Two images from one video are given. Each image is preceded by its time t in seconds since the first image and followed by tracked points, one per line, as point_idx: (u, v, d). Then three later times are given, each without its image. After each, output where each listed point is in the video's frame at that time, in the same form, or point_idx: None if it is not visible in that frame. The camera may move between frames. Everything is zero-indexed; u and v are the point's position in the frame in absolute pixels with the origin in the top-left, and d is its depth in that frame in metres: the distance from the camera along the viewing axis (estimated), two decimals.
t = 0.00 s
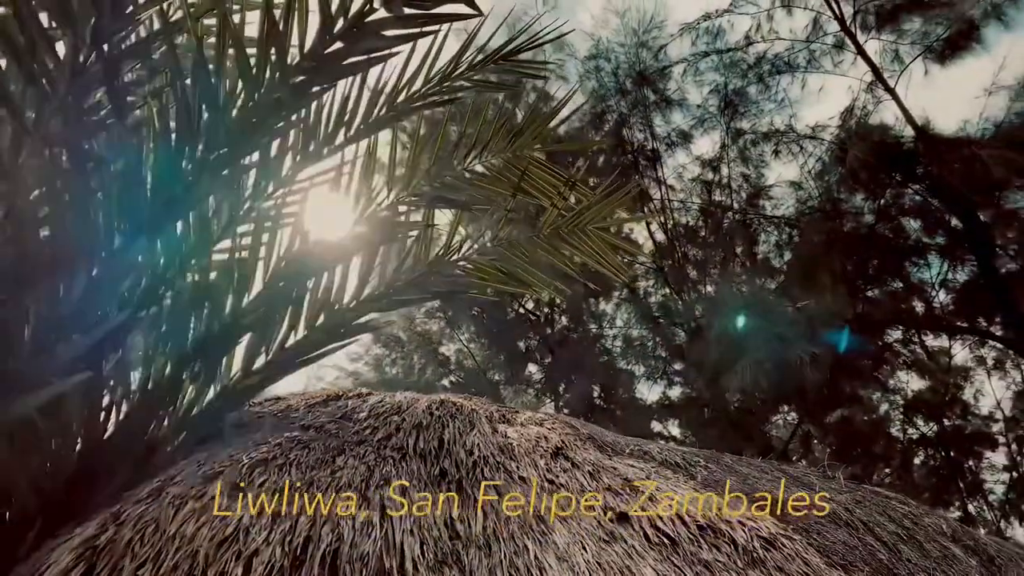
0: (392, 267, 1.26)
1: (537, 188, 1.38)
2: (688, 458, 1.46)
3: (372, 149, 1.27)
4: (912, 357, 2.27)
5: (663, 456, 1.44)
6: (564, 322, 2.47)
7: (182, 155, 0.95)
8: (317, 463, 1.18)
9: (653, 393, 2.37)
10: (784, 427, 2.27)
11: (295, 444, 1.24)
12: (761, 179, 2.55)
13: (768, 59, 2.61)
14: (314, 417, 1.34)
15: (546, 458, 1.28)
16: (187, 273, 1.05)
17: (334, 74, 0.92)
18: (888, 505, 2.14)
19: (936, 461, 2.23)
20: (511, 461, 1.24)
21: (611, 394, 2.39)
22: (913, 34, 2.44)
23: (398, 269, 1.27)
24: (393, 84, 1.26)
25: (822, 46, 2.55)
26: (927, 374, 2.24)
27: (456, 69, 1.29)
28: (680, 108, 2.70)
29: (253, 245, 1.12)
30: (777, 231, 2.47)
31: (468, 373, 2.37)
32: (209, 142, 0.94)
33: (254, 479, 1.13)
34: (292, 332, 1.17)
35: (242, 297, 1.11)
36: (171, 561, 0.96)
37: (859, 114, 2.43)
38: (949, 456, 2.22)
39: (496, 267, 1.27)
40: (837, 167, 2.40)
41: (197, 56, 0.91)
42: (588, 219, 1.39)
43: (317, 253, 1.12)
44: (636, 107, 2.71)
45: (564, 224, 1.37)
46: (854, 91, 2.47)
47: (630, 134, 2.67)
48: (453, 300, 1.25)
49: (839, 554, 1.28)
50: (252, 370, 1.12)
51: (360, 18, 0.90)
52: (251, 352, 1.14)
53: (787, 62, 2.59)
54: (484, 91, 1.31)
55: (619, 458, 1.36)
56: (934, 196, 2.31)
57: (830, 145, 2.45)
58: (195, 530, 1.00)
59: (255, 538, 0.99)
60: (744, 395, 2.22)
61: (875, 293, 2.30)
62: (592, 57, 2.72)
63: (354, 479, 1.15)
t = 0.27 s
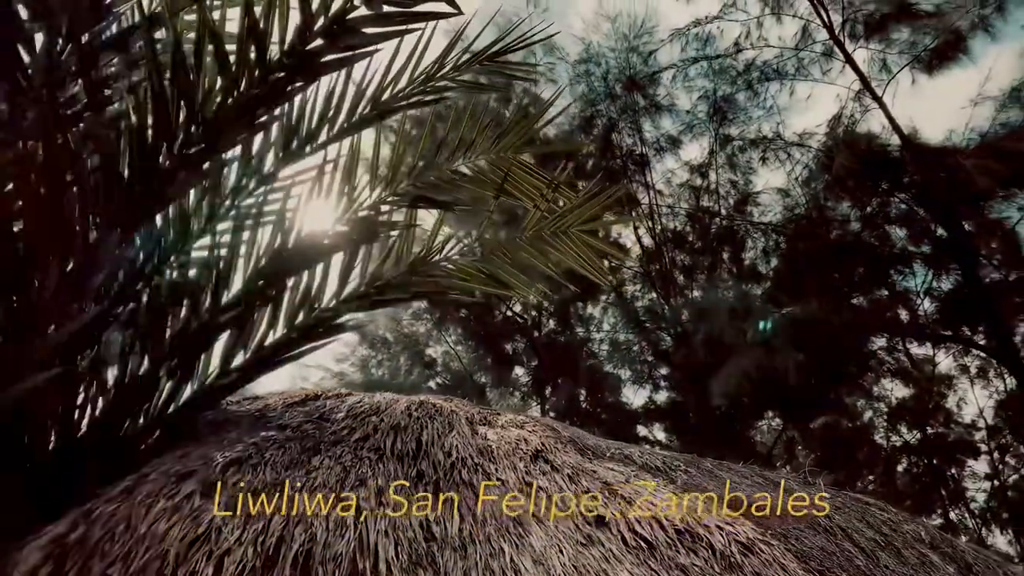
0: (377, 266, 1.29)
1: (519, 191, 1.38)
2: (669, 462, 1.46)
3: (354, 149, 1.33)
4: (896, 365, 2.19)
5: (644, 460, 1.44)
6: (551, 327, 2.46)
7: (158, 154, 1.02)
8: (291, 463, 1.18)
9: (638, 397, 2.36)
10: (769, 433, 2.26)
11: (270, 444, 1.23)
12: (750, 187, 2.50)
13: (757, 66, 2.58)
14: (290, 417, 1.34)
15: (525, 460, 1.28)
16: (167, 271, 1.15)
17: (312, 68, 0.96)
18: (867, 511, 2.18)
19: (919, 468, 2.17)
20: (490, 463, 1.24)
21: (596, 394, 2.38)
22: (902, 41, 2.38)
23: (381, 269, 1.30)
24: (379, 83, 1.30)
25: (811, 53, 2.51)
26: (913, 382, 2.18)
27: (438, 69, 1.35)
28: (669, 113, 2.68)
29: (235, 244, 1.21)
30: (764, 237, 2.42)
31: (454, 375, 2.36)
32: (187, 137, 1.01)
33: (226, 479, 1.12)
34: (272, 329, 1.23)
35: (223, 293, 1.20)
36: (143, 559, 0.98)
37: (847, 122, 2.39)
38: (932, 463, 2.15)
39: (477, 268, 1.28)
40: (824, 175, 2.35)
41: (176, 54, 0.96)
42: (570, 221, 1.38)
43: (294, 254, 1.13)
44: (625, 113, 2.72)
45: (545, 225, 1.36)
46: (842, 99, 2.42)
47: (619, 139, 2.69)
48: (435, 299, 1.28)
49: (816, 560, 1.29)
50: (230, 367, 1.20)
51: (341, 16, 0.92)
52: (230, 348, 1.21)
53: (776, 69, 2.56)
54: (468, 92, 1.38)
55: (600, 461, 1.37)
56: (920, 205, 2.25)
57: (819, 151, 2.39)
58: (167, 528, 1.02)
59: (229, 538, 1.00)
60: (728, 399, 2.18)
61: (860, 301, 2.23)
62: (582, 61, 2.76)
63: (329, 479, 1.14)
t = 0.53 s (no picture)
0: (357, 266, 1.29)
1: (501, 193, 1.38)
2: (648, 467, 1.47)
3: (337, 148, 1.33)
4: (880, 373, 2.17)
5: (624, 464, 1.45)
6: (538, 330, 2.46)
7: (134, 147, 1.03)
8: (266, 462, 1.17)
9: (623, 402, 2.33)
10: (752, 439, 2.23)
11: (244, 444, 1.22)
12: (738, 194, 2.50)
13: (745, 74, 2.58)
14: (266, 417, 1.33)
15: (504, 463, 1.28)
16: (145, 267, 1.16)
17: (291, 66, 0.97)
18: (846, 518, 2.16)
19: (902, 476, 2.11)
20: (467, 466, 1.24)
21: (581, 397, 2.37)
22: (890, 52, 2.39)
23: (362, 268, 1.30)
24: (363, 82, 1.30)
25: (800, 61, 2.52)
26: (896, 390, 2.14)
27: (422, 69, 1.36)
28: (658, 119, 2.69)
29: (213, 243, 1.21)
30: (751, 244, 2.41)
31: (439, 377, 2.35)
32: (165, 132, 1.01)
33: (199, 478, 1.11)
34: (251, 328, 1.23)
35: (201, 293, 1.22)
36: (111, 558, 0.97)
37: (834, 130, 2.38)
38: (915, 471, 2.09)
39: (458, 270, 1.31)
40: (810, 182, 2.35)
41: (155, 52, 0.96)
42: (551, 225, 1.38)
43: (274, 254, 1.15)
44: (614, 118, 2.71)
45: (528, 229, 1.36)
46: (830, 108, 2.42)
47: (608, 144, 2.69)
48: (416, 301, 1.30)
49: (793, 567, 1.29)
50: (207, 365, 1.23)
51: (321, 15, 0.92)
52: (206, 349, 1.22)
53: (765, 77, 2.56)
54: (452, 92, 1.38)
55: (579, 464, 1.37)
56: (906, 214, 2.25)
57: (807, 157, 2.39)
58: (135, 528, 1.01)
59: (199, 538, 0.99)
60: (711, 405, 2.20)
61: (844, 308, 2.23)
62: (572, 64, 2.76)
63: (303, 479, 1.13)
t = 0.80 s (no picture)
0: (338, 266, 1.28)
1: (485, 195, 1.39)
2: (628, 471, 1.48)
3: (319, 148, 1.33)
4: (863, 381, 2.18)
5: (604, 468, 1.47)
6: (523, 333, 2.44)
7: (113, 143, 1.01)
8: (242, 462, 1.16)
9: (609, 407, 2.33)
10: (735, 444, 2.23)
11: (221, 442, 1.21)
12: (725, 199, 2.52)
13: (733, 81, 2.59)
14: (244, 416, 1.33)
15: (483, 466, 1.29)
16: (124, 262, 1.14)
17: (271, 64, 0.99)
18: (823, 525, 2.20)
19: (883, 483, 2.14)
20: (446, 469, 1.24)
21: (565, 401, 2.35)
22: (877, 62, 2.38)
23: (342, 269, 1.29)
24: (348, 82, 1.30)
25: (788, 69, 2.53)
26: (879, 398, 2.17)
27: (408, 69, 1.34)
28: (646, 124, 2.69)
29: (194, 239, 1.21)
30: (737, 250, 2.42)
31: (424, 379, 2.33)
32: (144, 127, 1.00)
33: (173, 477, 1.10)
34: (229, 327, 1.23)
35: (178, 290, 1.21)
36: (82, 557, 0.95)
37: (820, 138, 2.39)
38: (896, 479, 2.13)
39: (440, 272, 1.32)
40: (795, 190, 2.37)
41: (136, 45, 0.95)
42: (534, 229, 1.38)
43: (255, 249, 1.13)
44: (602, 123, 2.71)
45: (510, 232, 1.36)
46: (817, 116, 2.43)
47: (596, 148, 2.69)
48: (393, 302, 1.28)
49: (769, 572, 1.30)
50: (186, 363, 1.22)
51: (303, 13, 0.96)
52: (183, 349, 1.22)
53: (753, 84, 2.57)
54: (436, 92, 1.38)
55: (558, 468, 1.38)
56: (890, 223, 2.28)
57: (793, 164, 2.39)
58: (108, 527, 0.99)
59: (172, 537, 0.98)
60: (694, 411, 2.22)
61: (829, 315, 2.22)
62: (562, 68, 2.75)
63: (279, 480, 1.13)
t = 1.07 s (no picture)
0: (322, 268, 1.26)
1: (472, 197, 1.40)
2: (611, 475, 1.50)
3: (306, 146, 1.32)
4: (848, 388, 2.18)
5: (587, 471, 1.49)
6: (510, 335, 2.46)
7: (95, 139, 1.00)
8: (221, 461, 1.15)
9: (594, 411, 2.34)
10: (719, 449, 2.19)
11: (200, 441, 1.20)
12: (713, 205, 2.53)
13: (723, 87, 2.61)
14: (225, 415, 1.32)
15: (466, 469, 1.29)
16: (105, 259, 1.11)
17: (255, 60, 0.98)
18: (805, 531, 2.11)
19: (866, 490, 2.12)
20: (427, 471, 1.23)
21: (551, 403, 2.36)
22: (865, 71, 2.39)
23: (326, 271, 1.27)
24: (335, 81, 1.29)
25: (776, 77, 2.54)
26: (864, 405, 2.16)
27: (395, 69, 1.34)
28: (635, 128, 2.70)
29: (176, 237, 1.19)
30: (724, 256, 2.44)
31: (410, 380, 2.32)
32: (127, 122, 0.99)
33: (151, 476, 1.08)
34: (211, 326, 1.21)
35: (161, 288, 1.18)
36: (56, 555, 0.94)
37: (808, 145, 2.40)
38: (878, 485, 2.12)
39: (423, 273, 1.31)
40: (782, 198, 2.38)
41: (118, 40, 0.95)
42: (520, 231, 1.38)
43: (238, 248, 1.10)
44: (591, 126, 2.74)
45: (496, 234, 1.36)
46: (806, 123, 2.44)
47: (586, 152, 2.71)
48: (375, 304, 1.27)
49: None
50: (168, 360, 1.24)
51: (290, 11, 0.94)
52: (166, 343, 1.23)
53: (742, 91, 2.59)
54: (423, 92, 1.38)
55: (540, 471, 1.39)
56: (876, 231, 2.28)
57: (780, 171, 2.42)
58: (84, 525, 0.98)
59: (149, 536, 0.97)
60: (678, 414, 2.21)
61: (814, 322, 2.22)
62: (552, 71, 2.75)
63: (258, 480, 1.11)
